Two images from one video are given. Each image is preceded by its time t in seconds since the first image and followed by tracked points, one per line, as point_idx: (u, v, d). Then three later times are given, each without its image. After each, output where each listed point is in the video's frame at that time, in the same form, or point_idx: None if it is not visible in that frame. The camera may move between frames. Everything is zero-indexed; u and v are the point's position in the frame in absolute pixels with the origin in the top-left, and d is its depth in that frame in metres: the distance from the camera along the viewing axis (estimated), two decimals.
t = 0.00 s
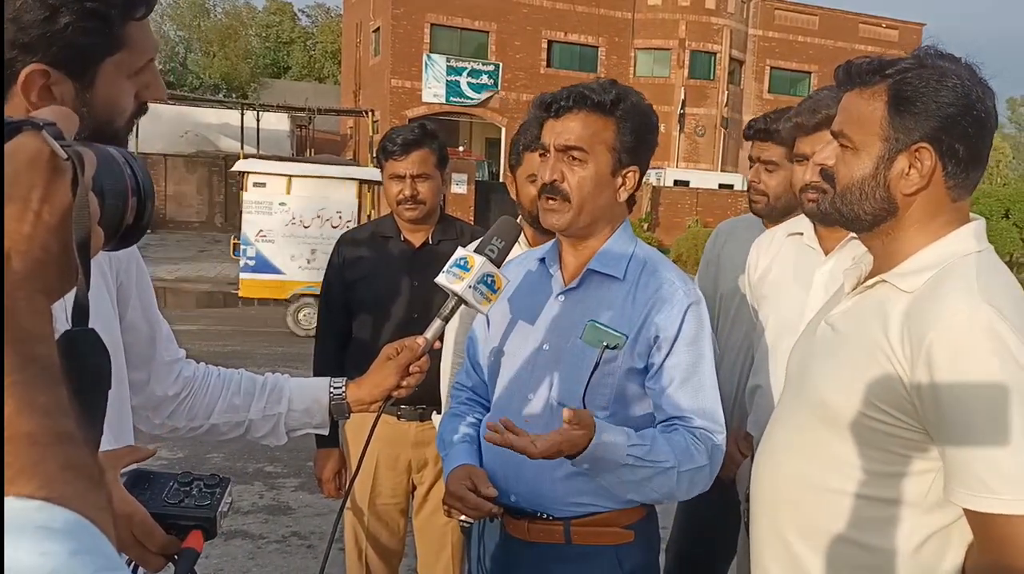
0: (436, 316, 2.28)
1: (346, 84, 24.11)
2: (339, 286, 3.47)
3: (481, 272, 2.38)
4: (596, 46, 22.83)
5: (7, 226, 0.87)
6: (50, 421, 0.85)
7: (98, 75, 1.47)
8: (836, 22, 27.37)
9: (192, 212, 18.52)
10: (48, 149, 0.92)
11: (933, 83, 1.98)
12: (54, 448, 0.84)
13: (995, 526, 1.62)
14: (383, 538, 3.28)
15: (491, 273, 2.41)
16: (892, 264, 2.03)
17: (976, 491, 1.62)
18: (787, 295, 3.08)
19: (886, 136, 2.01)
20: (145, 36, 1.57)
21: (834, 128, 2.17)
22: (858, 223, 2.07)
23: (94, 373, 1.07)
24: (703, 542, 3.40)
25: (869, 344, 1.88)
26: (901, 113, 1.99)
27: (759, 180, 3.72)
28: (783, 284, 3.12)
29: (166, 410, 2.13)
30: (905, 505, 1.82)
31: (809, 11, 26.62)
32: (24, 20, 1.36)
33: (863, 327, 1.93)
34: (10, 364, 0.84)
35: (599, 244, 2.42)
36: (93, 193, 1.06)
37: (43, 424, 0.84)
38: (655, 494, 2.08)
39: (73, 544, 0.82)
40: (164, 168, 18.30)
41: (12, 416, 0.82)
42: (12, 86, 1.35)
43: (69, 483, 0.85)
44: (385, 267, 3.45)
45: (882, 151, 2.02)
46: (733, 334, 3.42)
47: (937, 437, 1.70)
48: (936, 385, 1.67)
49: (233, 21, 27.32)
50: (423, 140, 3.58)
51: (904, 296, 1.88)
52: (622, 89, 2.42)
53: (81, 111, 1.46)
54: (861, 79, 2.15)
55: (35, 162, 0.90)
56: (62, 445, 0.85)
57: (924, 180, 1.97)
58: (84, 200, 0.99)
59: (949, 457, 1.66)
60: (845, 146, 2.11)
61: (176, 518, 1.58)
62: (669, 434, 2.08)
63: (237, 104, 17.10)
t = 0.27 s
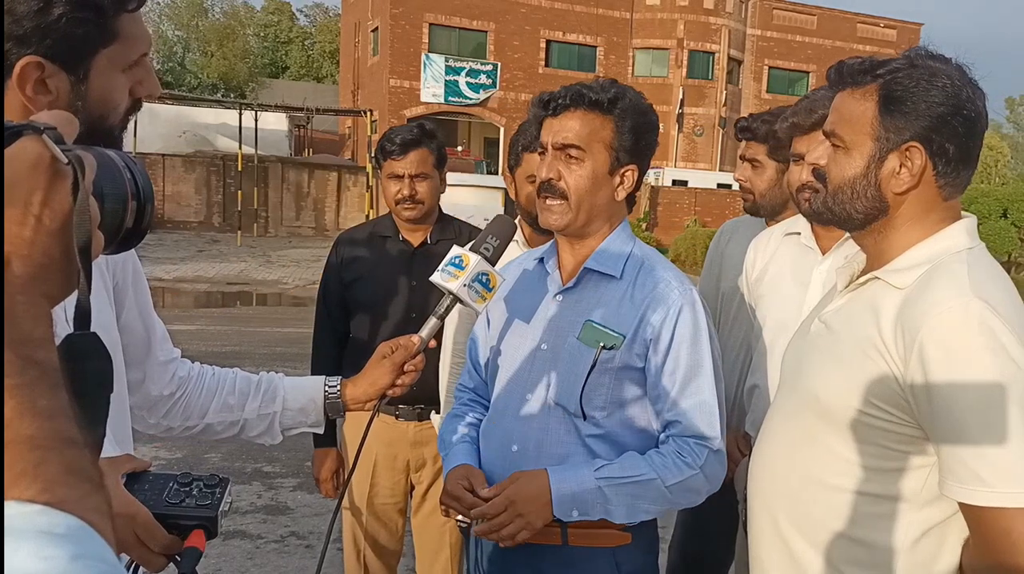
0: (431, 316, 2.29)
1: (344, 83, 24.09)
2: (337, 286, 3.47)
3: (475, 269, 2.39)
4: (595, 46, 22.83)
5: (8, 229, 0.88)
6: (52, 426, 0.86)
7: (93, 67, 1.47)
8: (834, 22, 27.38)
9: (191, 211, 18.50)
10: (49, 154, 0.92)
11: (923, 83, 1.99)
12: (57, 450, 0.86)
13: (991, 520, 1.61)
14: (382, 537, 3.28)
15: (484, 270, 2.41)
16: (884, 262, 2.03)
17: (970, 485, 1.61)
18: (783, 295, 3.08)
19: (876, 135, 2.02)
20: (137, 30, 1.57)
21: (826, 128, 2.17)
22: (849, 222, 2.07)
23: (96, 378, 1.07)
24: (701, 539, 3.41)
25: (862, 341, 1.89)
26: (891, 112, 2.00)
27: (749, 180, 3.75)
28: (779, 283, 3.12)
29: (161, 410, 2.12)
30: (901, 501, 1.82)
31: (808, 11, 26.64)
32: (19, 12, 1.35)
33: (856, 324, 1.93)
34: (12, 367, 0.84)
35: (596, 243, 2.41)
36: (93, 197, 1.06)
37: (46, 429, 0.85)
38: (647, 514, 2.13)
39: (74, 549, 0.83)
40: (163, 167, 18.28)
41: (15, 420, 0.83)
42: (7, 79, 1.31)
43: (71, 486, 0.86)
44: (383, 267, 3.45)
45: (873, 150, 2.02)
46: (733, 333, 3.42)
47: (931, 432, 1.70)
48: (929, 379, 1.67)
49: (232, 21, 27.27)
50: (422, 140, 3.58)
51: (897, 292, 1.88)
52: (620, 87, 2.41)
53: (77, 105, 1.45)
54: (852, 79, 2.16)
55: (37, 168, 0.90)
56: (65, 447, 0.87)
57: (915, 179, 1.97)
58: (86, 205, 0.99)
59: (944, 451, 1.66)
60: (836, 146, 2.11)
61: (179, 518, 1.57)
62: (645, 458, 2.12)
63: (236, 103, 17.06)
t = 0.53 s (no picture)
0: (427, 318, 2.28)
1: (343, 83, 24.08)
2: (337, 285, 3.47)
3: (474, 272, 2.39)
4: (594, 46, 22.83)
5: (11, 226, 0.89)
6: (54, 423, 0.86)
7: (94, 62, 1.46)
8: (833, 22, 27.40)
9: (190, 211, 18.48)
10: (50, 151, 0.93)
11: (912, 82, 1.99)
12: (59, 447, 0.86)
13: (987, 518, 1.61)
14: (382, 538, 3.28)
15: (483, 273, 2.42)
16: (879, 260, 2.03)
17: (967, 483, 1.61)
18: (783, 295, 3.08)
19: (867, 135, 2.02)
20: (136, 24, 1.57)
21: (818, 128, 2.17)
22: (843, 222, 2.07)
23: (95, 376, 1.07)
24: (701, 537, 3.42)
25: (857, 340, 1.89)
26: (882, 111, 2.00)
27: (747, 178, 3.77)
28: (779, 283, 3.12)
29: (158, 410, 2.13)
30: (900, 499, 1.82)
31: (806, 10, 26.65)
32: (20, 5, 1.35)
33: (851, 323, 1.93)
34: (14, 363, 0.85)
35: (600, 242, 2.41)
36: (95, 194, 1.06)
37: (48, 426, 0.85)
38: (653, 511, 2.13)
39: (77, 546, 0.83)
40: (161, 167, 18.26)
41: (17, 416, 0.83)
42: (9, 74, 1.32)
43: (73, 483, 0.86)
44: (382, 266, 3.45)
45: (864, 150, 2.02)
46: (733, 332, 3.42)
47: (927, 431, 1.70)
48: (923, 378, 1.67)
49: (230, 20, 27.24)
50: (421, 140, 3.58)
51: (891, 290, 1.88)
52: (614, 85, 2.42)
53: (79, 101, 1.45)
54: (843, 79, 2.16)
55: (39, 165, 0.91)
56: (67, 445, 0.86)
57: (906, 178, 1.96)
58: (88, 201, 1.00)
59: (939, 450, 1.66)
60: (829, 147, 2.11)
61: (180, 516, 1.58)
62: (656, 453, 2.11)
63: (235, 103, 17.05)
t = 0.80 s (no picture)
0: (425, 320, 2.29)
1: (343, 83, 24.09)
2: (337, 286, 3.47)
3: (470, 276, 2.40)
4: (593, 46, 22.83)
5: (21, 228, 0.87)
6: (62, 425, 0.86)
7: (96, 49, 1.45)
8: (833, 22, 27.40)
9: (190, 211, 18.48)
10: (62, 152, 0.92)
11: (909, 81, 1.99)
12: (66, 449, 0.86)
13: (986, 519, 1.61)
14: (382, 537, 3.28)
15: (479, 276, 2.43)
16: (878, 260, 2.04)
17: (964, 483, 1.62)
18: (784, 295, 3.09)
19: (864, 135, 2.02)
20: (133, 14, 1.56)
21: (816, 128, 2.17)
22: (840, 221, 2.08)
23: (103, 376, 1.06)
24: (700, 537, 3.42)
25: (855, 340, 1.89)
26: (879, 111, 2.00)
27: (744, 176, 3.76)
28: (780, 283, 3.13)
29: (154, 412, 2.13)
30: (898, 500, 1.82)
31: (806, 10, 26.65)
32: None
33: (850, 323, 1.94)
34: (22, 366, 0.84)
35: (601, 241, 2.41)
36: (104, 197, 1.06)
37: (56, 428, 0.85)
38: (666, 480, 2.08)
39: (83, 549, 0.83)
40: (161, 167, 18.25)
41: (25, 418, 0.83)
42: (13, 61, 1.31)
43: (79, 485, 0.86)
44: (382, 266, 3.45)
45: (861, 150, 2.02)
46: (733, 331, 3.42)
47: (926, 430, 1.70)
48: (921, 378, 1.68)
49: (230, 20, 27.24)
50: (422, 140, 3.58)
51: (889, 290, 1.89)
52: (608, 84, 2.43)
53: (83, 90, 1.44)
54: (839, 80, 2.16)
55: (49, 166, 0.90)
56: (74, 447, 0.86)
57: (903, 178, 1.97)
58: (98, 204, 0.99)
59: (939, 450, 1.66)
60: (826, 147, 2.11)
61: (185, 513, 1.58)
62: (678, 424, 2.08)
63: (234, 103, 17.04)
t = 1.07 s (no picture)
0: (425, 318, 2.31)
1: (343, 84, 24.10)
2: (337, 286, 3.47)
3: (472, 274, 2.48)
4: (594, 46, 22.84)
5: (32, 230, 0.86)
6: (73, 427, 0.84)
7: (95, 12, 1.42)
8: (833, 22, 27.42)
9: (190, 211, 18.48)
10: (73, 154, 0.92)
11: (909, 80, 1.99)
12: (76, 453, 0.84)
13: (989, 521, 1.61)
14: (382, 538, 3.28)
15: (480, 276, 2.49)
16: (879, 262, 2.03)
17: (967, 486, 1.62)
18: (784, 296, 3.09)
19: (864, 135, 2.02)
20: None
21: (815, 128, 2.17)
22: (841, 221, 2.07)
23: (119, 378, 1.06)
24: (701, 537, 3.42)
25: (857, 343, 1.89)
26: (878, 111, 2.00)
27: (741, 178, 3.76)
28: (780, 284, 3.13)
29: (154, 411, 2.12)
30: (899, 503, 1.82)
31: (806, 10, 26.67)
32: None
33: (851, 326, 1.94)
34: (32, 368, 0.83)
35: (601, 241, 2.41)
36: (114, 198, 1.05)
37: (67, 431, 0.83)
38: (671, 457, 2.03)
39: (94, 552, 0.81)
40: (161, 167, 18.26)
41: (37, 421, 0.81)
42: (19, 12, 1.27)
43: (91, 489, 0.84)
44: (382, 266, 3.45)
45: (861, 149, 2.02)
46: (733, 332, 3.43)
47: (927, 432, 1.70)
48: (923, 380, 1.68)
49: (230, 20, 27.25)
50: (422, 140, 3.57)
51: (890, 292, 1.89)
52: (607, 85, 2.43)
53: (83, 53, 1.40)
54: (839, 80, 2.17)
55: (61, 169, 0.90)
56: (85, 451, 0.85)
57: (903, 177, 1.97)
58: (109, 206, 0.99)
59: (939, 451, 1.66)
60: (825, 147, 2.11)
61: (196, 521, 1.60)
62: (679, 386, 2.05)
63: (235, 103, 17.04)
